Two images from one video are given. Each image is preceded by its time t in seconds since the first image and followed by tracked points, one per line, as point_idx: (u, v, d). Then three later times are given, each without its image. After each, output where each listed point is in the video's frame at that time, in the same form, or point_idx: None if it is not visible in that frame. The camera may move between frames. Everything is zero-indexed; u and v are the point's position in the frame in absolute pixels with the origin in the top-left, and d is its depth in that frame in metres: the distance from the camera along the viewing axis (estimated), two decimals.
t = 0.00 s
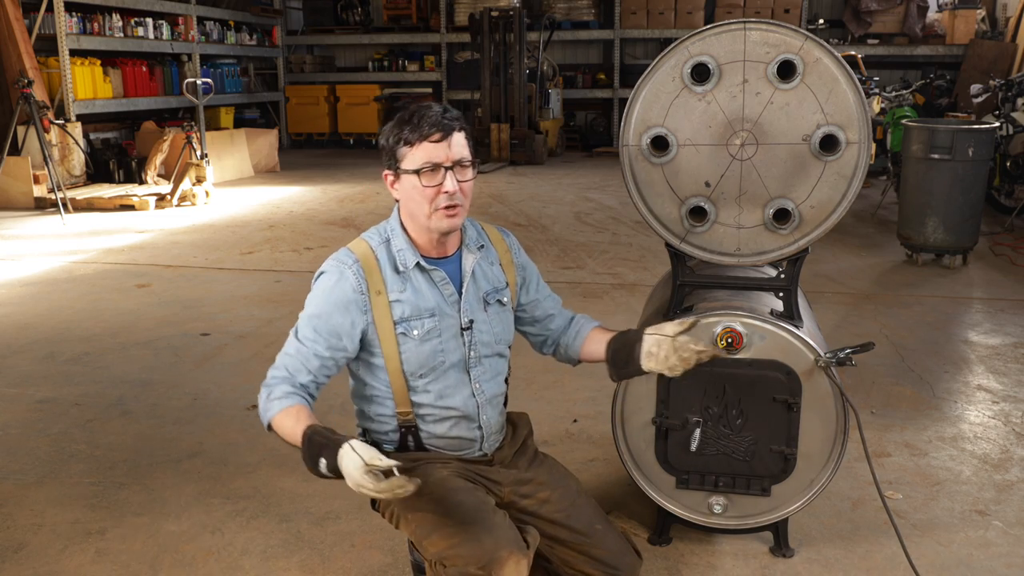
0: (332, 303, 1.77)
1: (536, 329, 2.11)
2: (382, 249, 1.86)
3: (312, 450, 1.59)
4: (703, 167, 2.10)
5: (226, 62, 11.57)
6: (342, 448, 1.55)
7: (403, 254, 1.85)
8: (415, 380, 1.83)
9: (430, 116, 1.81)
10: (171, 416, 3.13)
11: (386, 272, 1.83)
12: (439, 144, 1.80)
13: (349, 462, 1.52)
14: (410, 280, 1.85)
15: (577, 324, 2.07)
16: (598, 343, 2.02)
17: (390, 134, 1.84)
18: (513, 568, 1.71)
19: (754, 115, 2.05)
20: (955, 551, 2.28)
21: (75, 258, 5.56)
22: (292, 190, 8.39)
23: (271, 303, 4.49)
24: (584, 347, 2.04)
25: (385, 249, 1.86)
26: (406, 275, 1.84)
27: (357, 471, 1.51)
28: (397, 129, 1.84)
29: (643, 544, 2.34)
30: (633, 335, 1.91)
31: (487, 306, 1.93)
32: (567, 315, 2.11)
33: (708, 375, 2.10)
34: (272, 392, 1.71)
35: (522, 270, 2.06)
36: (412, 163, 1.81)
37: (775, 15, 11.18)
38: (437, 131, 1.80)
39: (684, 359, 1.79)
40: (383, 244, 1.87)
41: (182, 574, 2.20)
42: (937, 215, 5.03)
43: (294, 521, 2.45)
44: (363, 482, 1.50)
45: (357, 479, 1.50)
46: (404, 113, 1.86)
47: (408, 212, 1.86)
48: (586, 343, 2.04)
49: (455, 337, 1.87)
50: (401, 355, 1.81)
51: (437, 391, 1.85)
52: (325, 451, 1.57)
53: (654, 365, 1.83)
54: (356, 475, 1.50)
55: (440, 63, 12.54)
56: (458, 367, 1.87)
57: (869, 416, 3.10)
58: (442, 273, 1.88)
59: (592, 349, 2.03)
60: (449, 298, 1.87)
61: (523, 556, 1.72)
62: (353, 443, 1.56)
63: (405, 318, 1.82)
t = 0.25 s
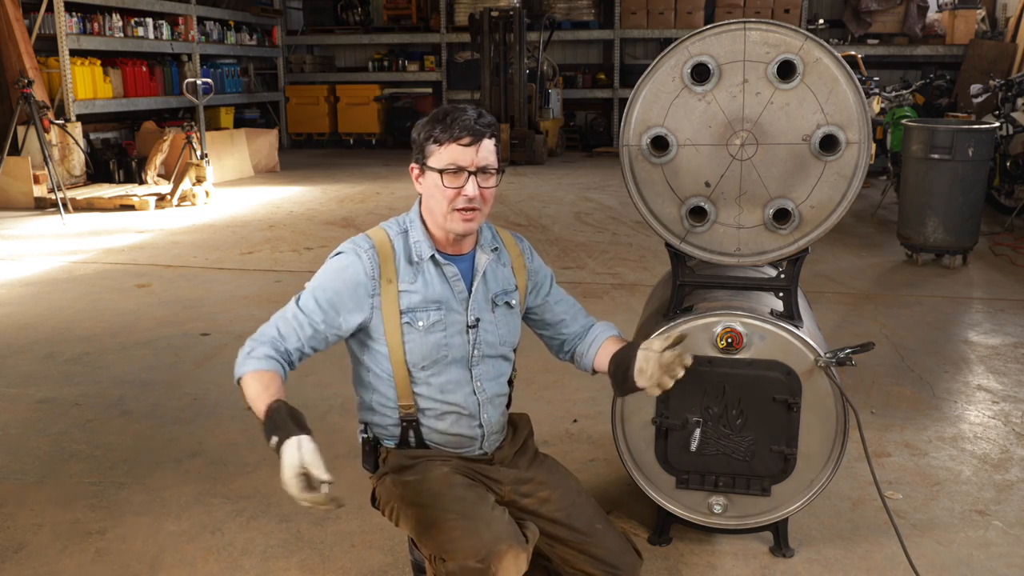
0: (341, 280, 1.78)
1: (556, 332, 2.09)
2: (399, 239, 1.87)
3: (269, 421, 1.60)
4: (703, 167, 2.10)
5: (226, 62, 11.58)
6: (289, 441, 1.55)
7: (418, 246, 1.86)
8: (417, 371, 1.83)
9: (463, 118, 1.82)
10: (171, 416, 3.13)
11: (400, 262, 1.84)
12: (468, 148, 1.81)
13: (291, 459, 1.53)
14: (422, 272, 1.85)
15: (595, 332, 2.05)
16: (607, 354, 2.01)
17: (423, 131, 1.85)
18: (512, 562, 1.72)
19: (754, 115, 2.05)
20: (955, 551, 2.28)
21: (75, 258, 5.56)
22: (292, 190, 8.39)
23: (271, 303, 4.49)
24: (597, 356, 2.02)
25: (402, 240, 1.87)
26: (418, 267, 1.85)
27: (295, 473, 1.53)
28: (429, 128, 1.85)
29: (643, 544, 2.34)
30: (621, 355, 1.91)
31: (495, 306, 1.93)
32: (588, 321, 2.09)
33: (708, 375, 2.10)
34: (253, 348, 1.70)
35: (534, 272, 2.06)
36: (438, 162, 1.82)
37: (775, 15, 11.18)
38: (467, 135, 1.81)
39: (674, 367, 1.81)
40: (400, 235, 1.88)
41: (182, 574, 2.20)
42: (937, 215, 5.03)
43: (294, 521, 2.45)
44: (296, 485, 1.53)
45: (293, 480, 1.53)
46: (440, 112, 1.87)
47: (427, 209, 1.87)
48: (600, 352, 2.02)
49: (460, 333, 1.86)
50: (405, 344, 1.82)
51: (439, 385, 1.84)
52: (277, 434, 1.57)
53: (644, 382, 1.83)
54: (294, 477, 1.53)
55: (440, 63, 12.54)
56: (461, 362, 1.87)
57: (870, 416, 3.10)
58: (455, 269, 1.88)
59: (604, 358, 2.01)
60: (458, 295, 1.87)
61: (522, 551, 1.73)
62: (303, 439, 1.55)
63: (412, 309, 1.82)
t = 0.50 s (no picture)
0: (344, 267, 1.77)
1: (563, 328, 2.06)
2: (396, 235, 1.88)
3: (283, 359, 1.50)
4: (702, 167, 2.11)
5: (226, 62, 11.58)
6: (314, 355, 1.49)
7: (415, 240, 1.86)
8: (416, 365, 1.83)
9: (439, 112, 1.83)
10: (171, 416, 3.13)
11: (399, 256, 1.84)
12: (445, 141, 1.81)
13: (321, 364, 1.46)
14: (419, 266, 1.85)
15: (603, 331, 2.01)
16: (619, 358, 1.96)
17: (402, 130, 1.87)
18: (517, 563, 1.70)
19: (754, 115, 2.05)
20: (954, 551, 2.28)
21: (75, 258, 5.56)
22: (292, 190, 8.39)
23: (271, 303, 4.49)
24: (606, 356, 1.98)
25: (399, 235, 1.87)
26: (416, 262, 1.85)
27: (329, 371, 1.45)
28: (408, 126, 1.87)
29: (643, 544, 2.34)
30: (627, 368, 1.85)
31: (492, 303, 1.93)
32: (595, 317, 2.06)
33: (708, 375, 2.09)
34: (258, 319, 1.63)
35: (532, 269, 2.05)
36: (416, 159, 1.83)
37: (775, 15, 11.19)
38: (444, 128, 1.81)
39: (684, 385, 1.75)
40: (397, 230, 1.88)
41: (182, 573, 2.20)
42: (937, 215, 5.03)
43: (294, 520, 2.45)
44: (334, 383, 1.45)
45: (328, 379, 1.45)
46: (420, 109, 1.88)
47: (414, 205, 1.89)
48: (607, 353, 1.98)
49: (458, 328, 1.87)
50: (405, 336, 1.82)
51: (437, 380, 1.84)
52: (296, 358, 1.49)
53: (653, 401, 1.78)
54: (327, 376, 1.45)
55: (440, 63, 12.55)
56: (458, 358, 1.87)
57: (869, 416, 3.10)
58: (452, 263, 1.88)
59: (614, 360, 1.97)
60: (456, 290, 1.87)
61: (526, 552, 1.72)
62: (326, 352, 1.50)
63: (411, 302, 1.82)
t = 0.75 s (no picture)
0: (339, 281, 1.77)
1: (563, 320, 2.07)
2: (388, 242, 1.87)
3: (292, 400, 1.44)
4: (703, 167, 2.11)
5: (226, 62, 11.58)
6: (324, 395, 1.42)
7: (407, 246, 1.86)
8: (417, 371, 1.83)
9: (424, 112, 1.83)
10: (171, 416, 3.13)
11: (392, 263, 1.84)
12: (430, 141, 1.81)
13: (330, 406, 1.39)
14: (414, 272, 1.85)
15: (604, 317, 2.03)
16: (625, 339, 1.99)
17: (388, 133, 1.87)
18: (516, 569, 1.71)
19: (754, 115, 2.05)
20: (954, 551, 2.28)
21: (75, 258, 5.56)
22: (292, 190, 8.39)
23: (271, 303, 4.49)
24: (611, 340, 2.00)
25: (391, 241, 1.87)
26: (410, 267, 1.85)
27: (340, 414, 1.38)
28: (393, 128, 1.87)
29: (643, 544, 2.34)
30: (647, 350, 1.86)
31: (489, 303, 1.93)
32: (595, 306, 2.08)
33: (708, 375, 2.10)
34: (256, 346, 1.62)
35: (528, 264, 2.06)
36: (403, 160, 1.83)
37: (775, 15, 11.19)
38: (428, 128, 1.81)
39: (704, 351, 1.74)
40: (389, 238, 1.88)
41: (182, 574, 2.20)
42: (937, 215, 5.03)
43: (294, 520, 2.45)
44: (344, 428, 1.38)
45: (337, 423, 1.38)
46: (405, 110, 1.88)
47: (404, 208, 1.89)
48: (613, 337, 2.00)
49: (456, 331, 1.87)
50: (403, 343, 1.82)
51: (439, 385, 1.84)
52: (306, 396, 1.43)
53: (676, 365, 1.77)
54: (336, 422, 1.38)
55: (440, 63, 12.55)
56: (459, 361, 1.87)
57: (869, 416, 3.10)
58: (446, 266, 1.88)
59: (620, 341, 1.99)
60: (452, 293, 1.87)
61: (526, 557, 1.72)
62: (337, 393, 1.43)
63: (409, 309, 1.82)
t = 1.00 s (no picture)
0: (340, 278, 1.78)
1: (558, 324, 2.04)
2: (391, 240, 1.88)
3: (266, 443, 1.50)
4: (703, 167, 2.10)
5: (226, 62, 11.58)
6: (292, 466, 1.47)
7: (410, 245, 1.86)
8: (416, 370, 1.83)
9: (431, 111, 1.83)
10: (171, 416, 3.13)
11: (395, 261, 1.85)
12: (436, 140, 1.81)
13: (292, 484, 1.44)
14: (416, 271, 1.86)
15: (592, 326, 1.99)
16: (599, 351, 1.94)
17: (395, 132, 1.87)
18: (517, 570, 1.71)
19: (754, 115, 2.05)
20: (955, 551, 2.28)
21: (75, 258, 5.56)
22: (292, 190, 8.39)
23: (271, 303, 4.49)
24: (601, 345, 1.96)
25: (394, 239, 1.87)
26: (412, 266, 1.85)
27: (298, 499, 1.43)
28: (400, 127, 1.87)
29: (643, 544, 2.34)
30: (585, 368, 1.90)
31: (491, 304, 1.93)
32: (591, 312, 2.03)
33: (708, 375, 2.11)
34: (248, 345, 1.63)
35: (529, 265, 2.05)
36: (408, 159, 1.83)
37: (775, 15, 11.19)
38: (435, 127, 1.81)
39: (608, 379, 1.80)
40: (392, 236, 1.88)
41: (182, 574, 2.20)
42: (937, 215, 5.03)
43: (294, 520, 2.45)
44: (296, 513, 1.43)
45: (290, 507, 1.43)
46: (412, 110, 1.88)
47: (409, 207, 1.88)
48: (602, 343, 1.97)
49: (457, 331, 1.87)
50: (404, 342, 1.82)
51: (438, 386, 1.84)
52: (278, 453, 1.49)
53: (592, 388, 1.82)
54: (292, 503, 1.43)
55: (440, 63, 12.55)
56: (459, 361, 1.87)
57: (869, 416, 3.10)
58: (448, 266, 1.88)
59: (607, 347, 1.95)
60: (454, 293, 1.87)
61: (526, 559, 1.73)
62: (307, 468, 1.47)
63: (410, 307, 1.83)
